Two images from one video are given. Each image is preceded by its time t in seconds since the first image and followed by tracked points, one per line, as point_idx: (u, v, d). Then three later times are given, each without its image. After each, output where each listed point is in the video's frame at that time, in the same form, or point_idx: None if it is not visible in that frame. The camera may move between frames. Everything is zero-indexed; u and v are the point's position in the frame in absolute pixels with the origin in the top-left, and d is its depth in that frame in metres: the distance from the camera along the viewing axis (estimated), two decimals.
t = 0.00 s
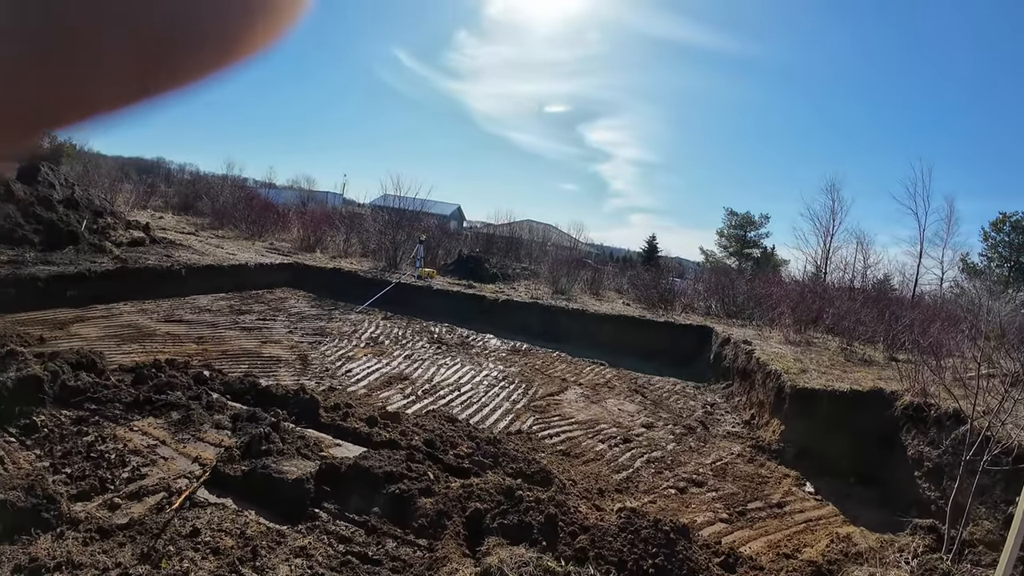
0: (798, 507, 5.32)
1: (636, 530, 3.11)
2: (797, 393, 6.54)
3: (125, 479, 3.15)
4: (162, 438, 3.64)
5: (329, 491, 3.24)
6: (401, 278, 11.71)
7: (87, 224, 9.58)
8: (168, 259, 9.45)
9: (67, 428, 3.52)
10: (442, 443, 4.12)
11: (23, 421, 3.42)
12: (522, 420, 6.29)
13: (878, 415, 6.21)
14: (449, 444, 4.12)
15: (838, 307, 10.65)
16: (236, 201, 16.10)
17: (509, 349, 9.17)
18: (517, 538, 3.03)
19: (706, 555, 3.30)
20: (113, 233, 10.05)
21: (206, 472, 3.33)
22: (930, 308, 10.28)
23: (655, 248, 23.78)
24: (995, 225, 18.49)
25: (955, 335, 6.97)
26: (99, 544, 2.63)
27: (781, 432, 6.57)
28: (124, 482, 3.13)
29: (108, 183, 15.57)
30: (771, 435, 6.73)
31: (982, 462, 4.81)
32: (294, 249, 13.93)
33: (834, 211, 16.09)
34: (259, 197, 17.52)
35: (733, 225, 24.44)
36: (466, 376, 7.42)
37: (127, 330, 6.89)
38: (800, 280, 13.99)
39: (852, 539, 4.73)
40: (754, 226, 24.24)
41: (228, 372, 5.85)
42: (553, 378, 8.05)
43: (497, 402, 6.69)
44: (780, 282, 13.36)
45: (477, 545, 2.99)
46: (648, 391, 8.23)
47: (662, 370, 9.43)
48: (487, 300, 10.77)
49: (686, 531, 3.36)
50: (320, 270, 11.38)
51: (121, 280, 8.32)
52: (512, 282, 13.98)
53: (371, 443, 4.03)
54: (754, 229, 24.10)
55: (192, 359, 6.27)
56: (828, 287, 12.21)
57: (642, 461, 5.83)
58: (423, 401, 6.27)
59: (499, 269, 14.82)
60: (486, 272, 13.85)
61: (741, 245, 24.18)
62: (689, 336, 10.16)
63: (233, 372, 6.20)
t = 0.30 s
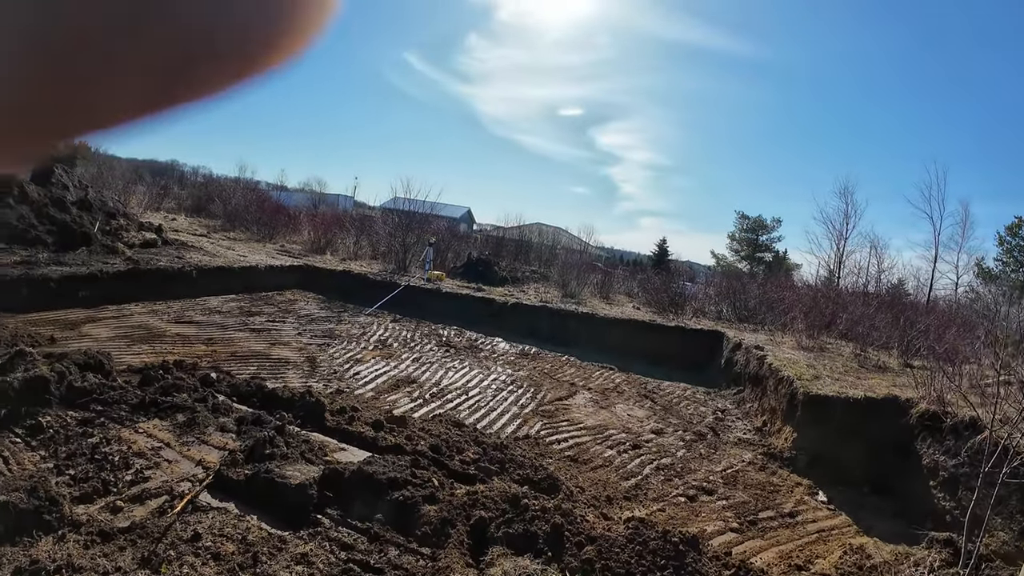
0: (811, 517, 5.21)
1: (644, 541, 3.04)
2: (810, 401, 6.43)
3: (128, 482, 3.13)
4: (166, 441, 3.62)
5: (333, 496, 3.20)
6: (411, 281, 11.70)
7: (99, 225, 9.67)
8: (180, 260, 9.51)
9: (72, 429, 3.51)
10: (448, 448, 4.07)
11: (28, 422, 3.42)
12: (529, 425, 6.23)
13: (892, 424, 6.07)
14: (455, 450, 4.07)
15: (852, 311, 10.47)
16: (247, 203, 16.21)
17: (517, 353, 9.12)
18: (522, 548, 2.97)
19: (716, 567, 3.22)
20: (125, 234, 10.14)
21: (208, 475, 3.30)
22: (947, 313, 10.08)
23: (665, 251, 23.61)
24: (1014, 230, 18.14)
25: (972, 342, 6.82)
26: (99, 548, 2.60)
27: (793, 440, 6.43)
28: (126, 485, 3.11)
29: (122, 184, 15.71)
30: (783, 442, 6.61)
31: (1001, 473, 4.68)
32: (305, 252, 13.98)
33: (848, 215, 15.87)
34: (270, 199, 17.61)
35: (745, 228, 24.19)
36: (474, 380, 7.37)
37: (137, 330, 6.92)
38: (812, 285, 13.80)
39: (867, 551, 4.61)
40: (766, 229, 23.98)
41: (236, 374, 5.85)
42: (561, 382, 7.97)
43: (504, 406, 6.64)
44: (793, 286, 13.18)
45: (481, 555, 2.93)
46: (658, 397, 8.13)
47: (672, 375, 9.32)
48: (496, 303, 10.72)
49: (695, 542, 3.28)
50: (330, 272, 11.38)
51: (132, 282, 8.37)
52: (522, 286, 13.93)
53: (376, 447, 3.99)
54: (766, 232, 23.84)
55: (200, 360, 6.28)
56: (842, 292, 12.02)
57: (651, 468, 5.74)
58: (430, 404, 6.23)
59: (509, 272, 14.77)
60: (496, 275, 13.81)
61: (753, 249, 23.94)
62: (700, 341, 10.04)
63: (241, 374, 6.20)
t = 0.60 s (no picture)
0: (834, 531, 5.01)
1: (664, 557, 2.97)
2: (834, 411, 6.21)
3: (142, 486, 3.11)
4: (182, 444, 3.61)
5: (345, 505, 3.14)
6: (429, 285, 11.70)
7: (124, 228, 9.83)
8: (202, 264, 9.62)
9: (89, 432, 3.52)
10: (463, 456, 4.00)
11: (45, 424, 3.45)
12: (546, 432, 6.14)
13: (918, 434, 5.88)
14: (471, 457, 4.00)
15: (878, 318, 10.18)
16: (269, 207, 16.40)
17: (534, 358, 9.03)
18: (537, 562, 2.89)
19: None
20: (149, 237, 10.29)
21: (222, 480, 3.28)
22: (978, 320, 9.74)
23: (684, 256, 23.32)
24: None
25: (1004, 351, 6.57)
26: (110, 553, 2.58)
27: (816, 450, 6.25)
28: (141, 489, 3.10)
29: (147, 188, 15.98)
30: (806, 453, 6.40)
31: None
32: (324, 256, 14.06)
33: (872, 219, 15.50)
34: (291, 203, 17.81)
35: (765, 233, 23.77)
36: (491, 386, 7.30)
37: (159, 332, 6.99)
38: (836, 290, 13.49)
39: (898, 569, 4.42)
40: (788, 234, 23.55)
41: (254, 377, 5.85)
42: (579, 389, 7.85)
43: (521, 412, 6.55)
44: (815, 291, 12.89)
45: (495, 567, 2.86)
46: (678, 404, 7.97)
47: (691, 382, 9.14)
48: (514, 307, 10.65)
49: (718, 559, 3.18)
50: (349, 275, 11.40)
51: (155, 284, 8.48)
52: (540, 290, 13.84)
53: (392, 454, 3.94)
54: (788, 236, 23.41)
55: (220, 363, 6.31)
56: (867, 298, 11.72)
57: (670, 478, 5.59)
58: (446, 410, 6.18)
59: (527, 276, 14.70)
60: (513, 279, 13.75)
61: (774, 253, 23.54)
62: (720, 348, 9.84)
63: (259, 377, 6.21)
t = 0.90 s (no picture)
0: (872, 549, 4.75)
1: None
2: (875, 422, 5.90)
3: (168, 489, 3.12)
4: (210, 448, 3.63)
5: (369, 513, 3.09)
6: (456, 290, 11.70)
7: (161, 234, 10.10)
8: (235, 268, 9.81)
9: (119, 433, 3.56)
10: (489, 465, 3.93)
11: (77, 425, 3.51)
12: (573, 440, 6.02)
13: (960, 449, 5.61)
14: (496, 466, 3.93)
15: (918, 326, 9.75)
16: (300, 213, 16.69)
17: (562, 365, 8.91)
18: None
19: None
20: (185, 242, 10.54)
21: (248, 485, 3.27)
22: None
23: (714, 261, 22.87)
24: None
25: None
26: (135, 557, 2.58)
27: (854, 465, 5.90)
28: (167, 492, 3.10)
29: (184, 195, 16.44)
30: (841, 467, 6.10)
31: None
32: (353, 261, 14.20)
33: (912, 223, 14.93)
34: (321, 209, 18.09)
35: (798, 238, 23.13)
36: (517, 392, 7.21)
37: (192, 334, 7.12)
38: (873, 297, 13.01)
39: None
40: (822, 239, 22.89)
41: (282, 381, 5.89)
42: (607, 397, 7.70)
43: (547, 420, 6.45)
44: (852, 298, 12.43)
45: None
46: (708, 414, 7.74)
47: (722, 391, 8.88)
48: (541, 313, 10.55)
49: None
50: (377, 280, 11.46)
51: (189, 287, 8.65)
52: (567, 296, 13.72)
53: (417, 462, 3.88)
54: (822, 241, 22.74)
55: (250, 366, 6.39)
56: (907, 305, 11.26)
57: (700, 490, 5.39)
58: (472, 416, 6.12)
59: (554, 281, 14.59)
60: (541, 285, 13.65)
61: (807, 259, 22.90)
62: (752, 356, 9.56)
63: (287, 380, 6.26)
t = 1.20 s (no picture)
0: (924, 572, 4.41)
1: None
2: (927, 437, 5.56)
3: (206, 490, 3.15)
4: (248, 450, 3.65)
5: (403, 521, 3.04)
6: (492, 296, 11.67)
7: (207, 239, 10.42)
8: (277, 273, 10.03)
9: (161, 434, 3.63)
10: (524, 474, 3.84)
11: (121, 425, 3.58)
12: (609, 450, 5.87)
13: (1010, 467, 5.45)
14: (532, 475, 3.84)
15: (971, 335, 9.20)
16: (340, 220, 17.01)
17: (598, 372, 8.74)
18: None
19: None
20: (230, 247, 10.84)
21: (285, 489, 3.27)
22: None
23: (754, 267, 22.21)
24: None
25: None
26: (171, 558, 2.59)
27: (904, 481, 5.53)
28: (205, 493, 3.12)
29: (230, 203, 16.98)
30: (891, 483, 5.70)
31: None
32: (390, 266, 14.36)
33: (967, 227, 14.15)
34: (360, 215, 18.39)
35: (843, 242, 22.22)
36: (553, 399, 7.09)
37: (235, 337, 7.28)
38: (926, 304, 12.34)
39: None
40: (868, 243, 21.94)
41: (319, 384, 5.93)
42: (644, 406, 7.50)
43: (583, 428, 6.31)
44: (903, 306, 11.83)
45: None
46: (749, 425, 7.44)
47: (764, 402, 8.54)
48: (577, 319, 10.41)
49: None
50: (414, 285, 11.53)
51: (233, 291, 8.88)
52: (603, 302, 13.52)
53: (451, 469, 3.82)
54: (868, 246, 21.81)
55: (289, 368, 6.48)
56: (963, 313, 10.63)
57: (741, 505, 5.13)
58: (507, 423, 6.04)
59: (590, 287, 14.41)
60: (576, 291, 13.50)
61: (852, 265, 21.98)
62: (796, 366, 9.18)
63: (325, 384, 6.31)
